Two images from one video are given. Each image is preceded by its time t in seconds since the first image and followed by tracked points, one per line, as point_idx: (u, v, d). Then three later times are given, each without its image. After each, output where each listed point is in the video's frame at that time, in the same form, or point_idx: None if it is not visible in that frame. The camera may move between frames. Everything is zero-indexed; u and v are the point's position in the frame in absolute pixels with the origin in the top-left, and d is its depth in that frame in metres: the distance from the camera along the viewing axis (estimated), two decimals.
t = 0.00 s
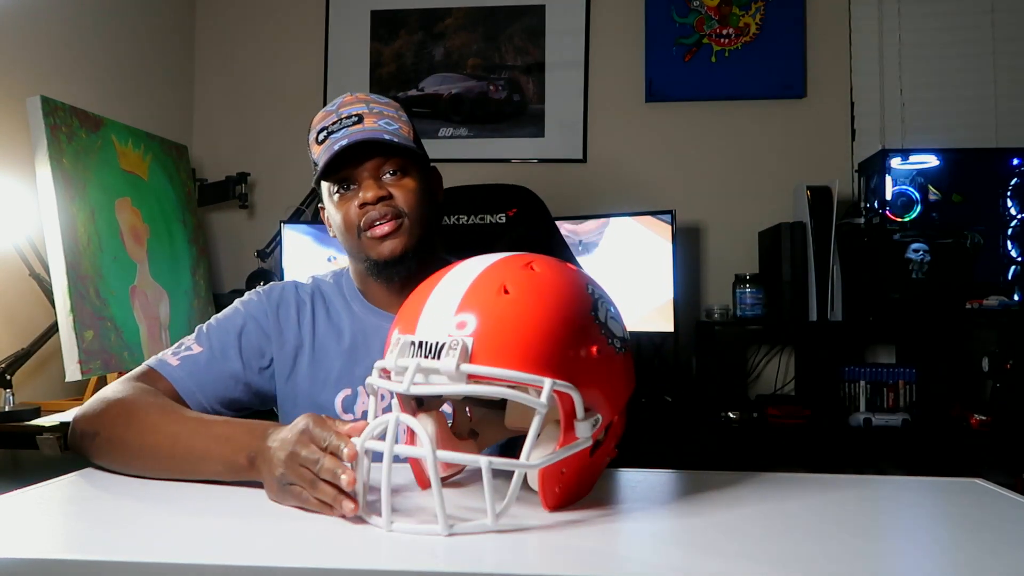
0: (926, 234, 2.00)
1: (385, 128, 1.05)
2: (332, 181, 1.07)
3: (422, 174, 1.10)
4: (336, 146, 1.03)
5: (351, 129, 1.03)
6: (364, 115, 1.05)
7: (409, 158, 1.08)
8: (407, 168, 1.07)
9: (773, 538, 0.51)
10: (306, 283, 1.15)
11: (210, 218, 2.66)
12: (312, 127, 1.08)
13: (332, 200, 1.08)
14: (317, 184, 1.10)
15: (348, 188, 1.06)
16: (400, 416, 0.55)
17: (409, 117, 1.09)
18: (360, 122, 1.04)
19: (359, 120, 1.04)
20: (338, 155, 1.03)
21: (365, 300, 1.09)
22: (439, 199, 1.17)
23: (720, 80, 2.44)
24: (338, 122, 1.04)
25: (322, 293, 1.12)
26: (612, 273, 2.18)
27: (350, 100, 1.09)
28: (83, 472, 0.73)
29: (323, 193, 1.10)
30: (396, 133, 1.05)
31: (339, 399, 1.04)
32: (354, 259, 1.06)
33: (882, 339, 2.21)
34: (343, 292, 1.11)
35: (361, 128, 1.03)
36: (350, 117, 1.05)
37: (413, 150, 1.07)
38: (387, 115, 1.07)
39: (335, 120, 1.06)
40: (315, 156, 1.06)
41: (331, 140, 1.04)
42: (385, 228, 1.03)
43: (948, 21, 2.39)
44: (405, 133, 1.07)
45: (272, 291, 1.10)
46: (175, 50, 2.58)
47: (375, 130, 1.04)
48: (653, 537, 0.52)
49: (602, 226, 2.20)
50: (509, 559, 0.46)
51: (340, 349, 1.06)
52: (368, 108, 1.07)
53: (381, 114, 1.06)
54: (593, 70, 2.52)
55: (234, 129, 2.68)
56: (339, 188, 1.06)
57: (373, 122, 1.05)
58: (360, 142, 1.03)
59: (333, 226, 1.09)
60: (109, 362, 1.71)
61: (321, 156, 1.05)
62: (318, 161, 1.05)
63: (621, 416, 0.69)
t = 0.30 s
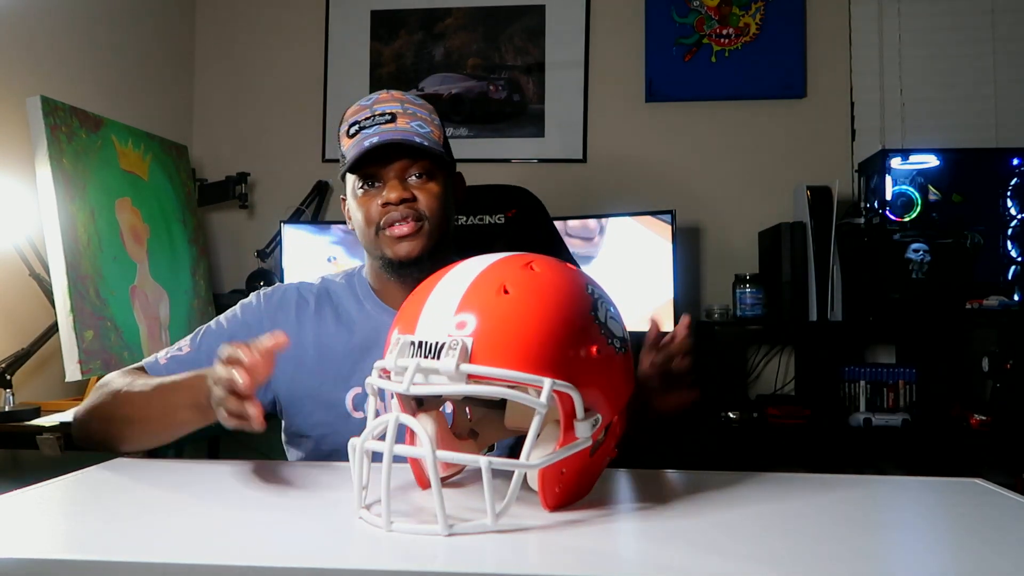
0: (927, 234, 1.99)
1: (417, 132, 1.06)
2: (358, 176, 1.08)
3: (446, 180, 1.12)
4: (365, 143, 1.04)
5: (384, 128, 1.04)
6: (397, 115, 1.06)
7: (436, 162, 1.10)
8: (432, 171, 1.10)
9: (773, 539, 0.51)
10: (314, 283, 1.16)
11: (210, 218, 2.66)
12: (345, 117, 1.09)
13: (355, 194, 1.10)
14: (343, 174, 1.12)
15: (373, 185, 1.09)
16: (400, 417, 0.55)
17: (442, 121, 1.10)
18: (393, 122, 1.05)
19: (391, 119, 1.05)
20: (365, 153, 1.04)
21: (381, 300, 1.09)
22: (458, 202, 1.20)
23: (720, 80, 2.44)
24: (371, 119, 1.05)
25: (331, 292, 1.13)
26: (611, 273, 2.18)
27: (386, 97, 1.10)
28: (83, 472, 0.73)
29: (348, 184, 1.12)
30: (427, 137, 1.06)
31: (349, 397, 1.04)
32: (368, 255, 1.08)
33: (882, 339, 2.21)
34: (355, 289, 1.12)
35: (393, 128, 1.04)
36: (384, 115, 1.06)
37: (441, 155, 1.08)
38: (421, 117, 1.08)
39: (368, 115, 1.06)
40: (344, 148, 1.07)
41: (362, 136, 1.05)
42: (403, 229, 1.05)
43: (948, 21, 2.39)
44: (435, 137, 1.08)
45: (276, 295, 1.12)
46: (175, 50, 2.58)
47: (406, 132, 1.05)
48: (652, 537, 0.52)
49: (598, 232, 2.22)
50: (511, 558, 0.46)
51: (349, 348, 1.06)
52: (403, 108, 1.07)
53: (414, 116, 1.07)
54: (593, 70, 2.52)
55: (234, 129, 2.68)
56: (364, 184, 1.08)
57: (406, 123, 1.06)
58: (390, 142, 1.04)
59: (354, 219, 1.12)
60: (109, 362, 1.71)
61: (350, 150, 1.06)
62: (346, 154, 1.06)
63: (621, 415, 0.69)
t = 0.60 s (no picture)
0: (927, 234, 1.99)
1: (439, 135, 1.05)
2: (379, 176, 1.08)
3: (465, 182, 1.12)
4: (388, 145, 1.04)
5: (406, 130, 1.04)
6: (420, 117, 1.05)
7: (457, 165, 1.10)
8: (452, 174, 1.10)
9: (772, 538, 0.51)
10: (332, 277, 1.20)
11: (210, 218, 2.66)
12: (368, 116, 1.08)
13: (376, 193, 1.11)
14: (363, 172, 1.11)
15: (392, 186, 1.09)
16: (400, 416, 0.55)
17: (463, 125, 1.09)
18: (415, 124, 1.04)
19: (413, 121, 1.04)
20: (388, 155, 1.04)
21: (393, 297, 1.14)
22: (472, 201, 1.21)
23: (720, 80, 2.44)
24: (393, 120, 1.04)
25: (347, 287, 1.17)
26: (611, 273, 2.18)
27: (409, 96, 1.08)
28: (82, 472, 0.73)
29: (367, 182, 1.12)
30: (449, 140, 1.06)
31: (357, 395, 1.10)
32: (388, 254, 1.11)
33: (882, 339, 2.21)
34: (371, 286, 1.16)
35: (416, 131, 1.04)
36: (406, 116, 1.05)
37: (463, 158, 1.08)
38: (442, 118, 1.07)
39: (391, 116, 1.05)
40: (365, 148, 1.06)
41: (384, 138, 1.04)
42: (424, 232, 1.08)
43: (948, 20, 2.39)
44: (457, 140, 1.07)
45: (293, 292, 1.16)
46: (175, 50, 2.58)
47: (429, 135, 1.04)
48: (652, 537, 0.52)
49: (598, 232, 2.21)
50: (512, 558, 0.46)
51: (360, 347, 1.12)
52: (424, 110, 1.06)
53: (436, 118, 1.06)
54: (593, 70, 2.52)
55: (234, 129, 2.68)
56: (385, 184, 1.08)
57: (428, 126, 1.05)
58: (412, 145, 1.04)
59: (372, 219, 1.13)
60: (109, 362, 1.71)
61: (371, 151, 1.05)
62: (367, 156, 1.06)
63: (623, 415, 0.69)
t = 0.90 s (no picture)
0: (926, 234, 1.99)
1: (432, 130, 1.05)
2: (377, 179, 1.09)
3: (463, 177, 1.12)
4: (382, 146, 1.05)
5: (399, 129, 1.04)
6: (411, 115, 1.06)
7: (452, 160, 1.10)
8: (449, 169, 1.10)
9: (771, 538, 0.51)
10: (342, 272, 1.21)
11: (210, 218, 2.66)
12: (362, 121, 1.09)
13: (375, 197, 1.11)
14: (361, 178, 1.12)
15: (390, 186, 1.09)
16: (400, 417, 0.55)
17: (457, 120, 1.09)
18: (408, 122, 1.05)
19: (405, 120, 1.05)
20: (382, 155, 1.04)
21: (396, 295, 1.14)
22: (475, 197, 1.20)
23: (720, 80, 2.44)
24: (386, 122, 1.05)
25: (356, 281, 1.18)
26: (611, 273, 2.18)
27: (400, 96, 1.09)
28: (82, 472, 0.73)
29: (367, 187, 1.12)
30: (443, 135, 1.06)
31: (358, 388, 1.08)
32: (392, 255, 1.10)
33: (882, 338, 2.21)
34: (380, 282, 1.16)
35: (408, 129, 1.04)
36: (398, 116, 1.06)
37: (457, 151, 1.08)
38: (435, 115, 1.08)
39: (384, 118, 1.07)
40: (360, 153, 1.08)
41: (378, 140, 1.05)
42: (424, 229, 1.06)
43: (948, 21, 2.39)
44: (451, 135, 1.08)
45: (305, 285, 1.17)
46: (175, 51, 2.58)
47: (421, 131, 1.04)
48: (651, 538, 0.52)
49: (597, 232, 2.21)
50: (513, 558, 0.46)
51: (367, 341, 1.11)
52: (416, 108, 1.07)
53: (429, 115, 1.07)
54: (593, 70, 2.52)
55: (234, 129, 2.68)
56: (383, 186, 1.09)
57: (420, 122, 1.05)
58: (405, 143, 1.04)
59: (374, 221, 1.13)
60: (109, 362, 1.71)
61: (367, 154, 1.07)
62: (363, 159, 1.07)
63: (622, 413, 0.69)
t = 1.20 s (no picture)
0: (926, 234, 1.99)
1: (430, 132, 1.05)
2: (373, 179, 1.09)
3: (459, 180, 1.12)
4: (378, 147, 1.04)
5: (396, 130, 1.04)
6: (410, 115, 1.05)
7: (449, 164, 1.10)
8: (445, 173, 1.10)
9: (771, 538, 0.51)
10: (334, 272, 1.21)
11: (210, 218, 2.66)
12: (359, 117, 1.08)
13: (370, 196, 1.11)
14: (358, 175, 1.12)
15: (386, 189, 1.09)
16: (400, 416, 0.55)
17: (456, 120, 1.09)
18: (405, 123, 1.05)
19: (403, 120, 1.05)
20: (378, 156, 1.04)
21: (391, 298, 1.13)
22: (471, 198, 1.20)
23: (720, 80, 2.44)
24: (383, 120, 1.05)
25: (347, 283, 1.18)
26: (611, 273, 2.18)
27: (399, 94, 1.08)
28: (82, 472, 0.73)
29: (362, 186, 1.12)
30: (440, 137, 1.06)
31: (351, 394, 1.08)
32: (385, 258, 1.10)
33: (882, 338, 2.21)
34: (371, 284, 1.16)
35: (406, 130, 1.04)
36: (396, 115, 1.05)
37: (456, 155, 1.08)
38: (433, 116, 1.07)
39: (381, 116, 1.06)
40: (356, 150, 1.07)
41: (374, 139, 1.04)
42: (418, 236, 1.07)
43: (948, 21, 2.39)
44: (449, 137, 1.08)
45: (295, 286, 1.17)
46: (175, 50, 2.58)
47: (418, 133, 1.04)
48: (651, 538, 0.52)
49: (597, 232, 2.21)
50: (513, 558, 0.46)
51: (357, 346, 1.11)
52: (414, 108, 1.06)
53: (427, 115, 1.07)
54: (593, 70, 2.52)
55: (234, 129, 2.68)
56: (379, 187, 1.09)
57: (418, 123, 1.05)
58: (402, 146, 1.04)
59: (368, 221, 1.13)
60: (109, 362, 1.71)
61: (363, 152, 1.06)
62: (358, 157, 1.06)
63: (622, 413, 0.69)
